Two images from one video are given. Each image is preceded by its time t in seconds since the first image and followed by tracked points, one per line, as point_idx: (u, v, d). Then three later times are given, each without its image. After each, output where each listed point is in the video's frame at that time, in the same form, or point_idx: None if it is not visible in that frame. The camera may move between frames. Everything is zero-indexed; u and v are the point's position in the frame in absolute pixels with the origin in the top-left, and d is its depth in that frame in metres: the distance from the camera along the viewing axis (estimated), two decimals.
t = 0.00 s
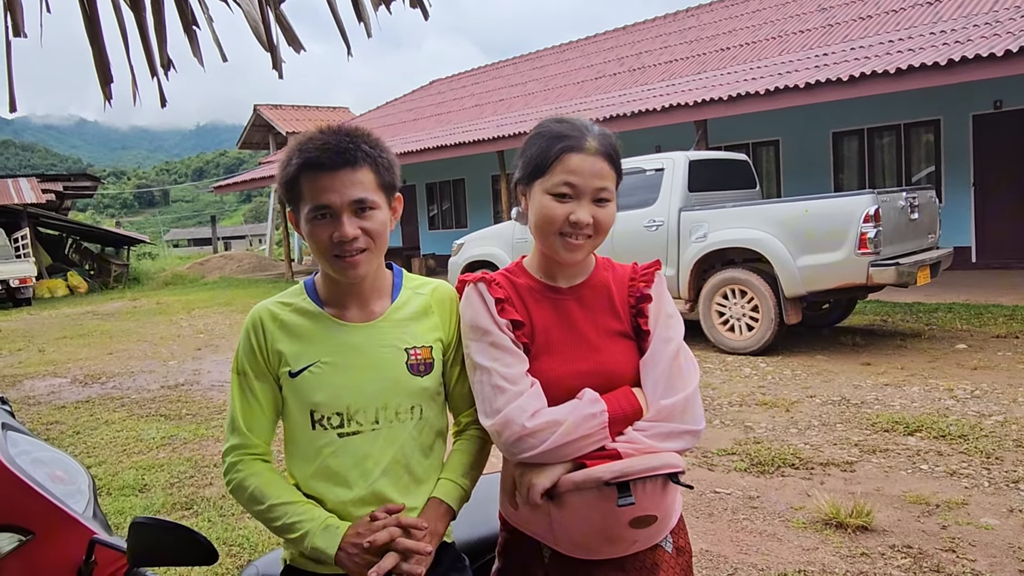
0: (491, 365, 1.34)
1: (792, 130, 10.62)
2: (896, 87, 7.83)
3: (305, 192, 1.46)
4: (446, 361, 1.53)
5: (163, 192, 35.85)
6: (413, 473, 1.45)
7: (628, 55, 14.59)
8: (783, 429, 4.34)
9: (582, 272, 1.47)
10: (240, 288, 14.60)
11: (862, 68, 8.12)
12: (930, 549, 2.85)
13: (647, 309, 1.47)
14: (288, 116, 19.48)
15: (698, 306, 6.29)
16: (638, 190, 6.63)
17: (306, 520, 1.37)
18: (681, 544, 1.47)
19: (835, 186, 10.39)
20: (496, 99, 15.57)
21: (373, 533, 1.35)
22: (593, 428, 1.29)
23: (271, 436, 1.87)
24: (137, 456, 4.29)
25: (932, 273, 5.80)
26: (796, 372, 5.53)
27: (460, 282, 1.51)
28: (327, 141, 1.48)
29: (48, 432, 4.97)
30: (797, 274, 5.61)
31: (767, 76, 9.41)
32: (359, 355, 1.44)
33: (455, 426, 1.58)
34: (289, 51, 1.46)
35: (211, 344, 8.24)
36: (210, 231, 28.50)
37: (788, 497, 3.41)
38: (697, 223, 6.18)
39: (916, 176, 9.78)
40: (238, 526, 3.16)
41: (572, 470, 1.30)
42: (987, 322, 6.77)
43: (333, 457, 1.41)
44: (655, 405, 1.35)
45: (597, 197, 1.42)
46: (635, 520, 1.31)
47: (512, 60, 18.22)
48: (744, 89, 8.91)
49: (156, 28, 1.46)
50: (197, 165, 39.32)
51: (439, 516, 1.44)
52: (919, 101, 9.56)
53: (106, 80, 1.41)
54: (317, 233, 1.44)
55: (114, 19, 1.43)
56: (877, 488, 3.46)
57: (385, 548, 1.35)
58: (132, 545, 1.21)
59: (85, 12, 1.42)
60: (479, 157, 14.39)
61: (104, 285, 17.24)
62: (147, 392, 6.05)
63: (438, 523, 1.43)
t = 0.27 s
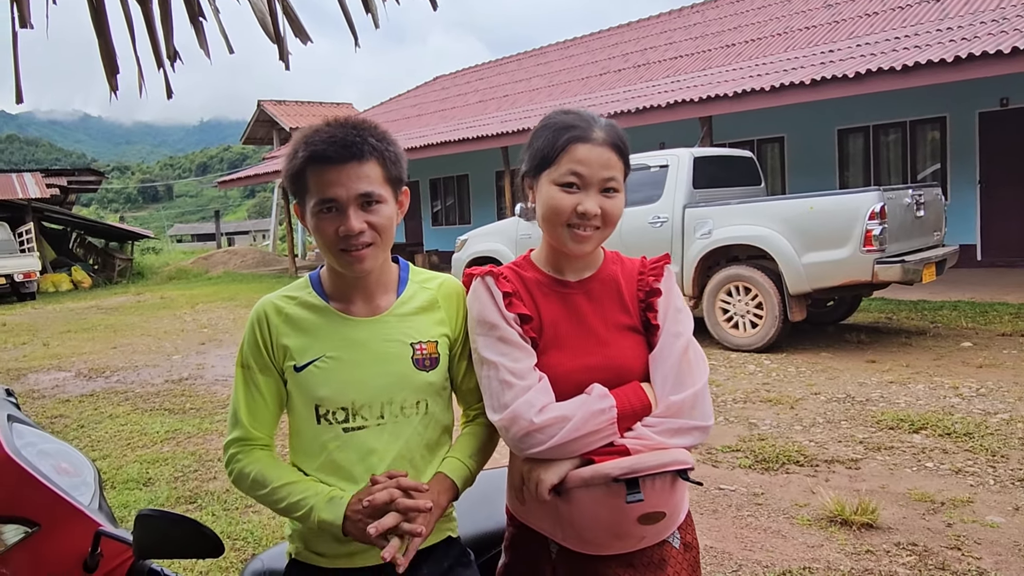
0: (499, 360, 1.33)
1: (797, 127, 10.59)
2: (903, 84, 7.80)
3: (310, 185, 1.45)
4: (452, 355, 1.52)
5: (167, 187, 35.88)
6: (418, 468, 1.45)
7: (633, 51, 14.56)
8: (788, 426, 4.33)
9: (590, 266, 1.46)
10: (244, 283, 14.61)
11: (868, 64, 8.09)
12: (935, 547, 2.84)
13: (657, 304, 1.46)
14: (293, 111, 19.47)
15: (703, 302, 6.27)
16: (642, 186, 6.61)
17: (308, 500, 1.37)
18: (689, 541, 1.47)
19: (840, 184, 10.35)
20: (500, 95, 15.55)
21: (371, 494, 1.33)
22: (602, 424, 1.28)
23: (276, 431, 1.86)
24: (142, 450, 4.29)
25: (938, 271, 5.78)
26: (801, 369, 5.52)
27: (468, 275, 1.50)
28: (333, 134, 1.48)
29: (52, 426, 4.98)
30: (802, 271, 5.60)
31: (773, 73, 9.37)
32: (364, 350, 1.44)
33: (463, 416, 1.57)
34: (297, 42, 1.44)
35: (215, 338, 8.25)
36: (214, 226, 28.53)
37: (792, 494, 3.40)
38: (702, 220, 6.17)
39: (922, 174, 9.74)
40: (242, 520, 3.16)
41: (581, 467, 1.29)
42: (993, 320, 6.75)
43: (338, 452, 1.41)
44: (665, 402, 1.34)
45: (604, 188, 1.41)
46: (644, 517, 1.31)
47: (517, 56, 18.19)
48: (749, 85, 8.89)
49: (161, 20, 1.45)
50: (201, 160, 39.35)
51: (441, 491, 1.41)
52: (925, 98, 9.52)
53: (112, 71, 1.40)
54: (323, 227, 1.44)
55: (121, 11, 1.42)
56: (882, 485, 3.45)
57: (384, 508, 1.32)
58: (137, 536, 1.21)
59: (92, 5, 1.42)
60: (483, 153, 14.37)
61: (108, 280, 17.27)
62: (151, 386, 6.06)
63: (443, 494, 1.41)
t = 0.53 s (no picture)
0: (508, 350, 1.32)
1: (802, 123, 10.55)
2: (909, 81, 7.76)
3: (318, 172, 1.44)
4: (460, 347, 1.51)
5: (169, 181, 35.88)
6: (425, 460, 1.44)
7: (637, 46, 14.51)
8: (791, 422, 4.32)
9: (600, 258, 1.45)
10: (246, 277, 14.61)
11: (873, 60, 8.05)
12: (940, 544, 2.82)
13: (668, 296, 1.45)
14: (296, 106, 19.44)
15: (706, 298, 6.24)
16: (647, 181, 6.59)
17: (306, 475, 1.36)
18: (698, 536, 1.45)
19: (844, 180, 10.32)
20: (504, 90, 15.51)
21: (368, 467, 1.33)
22: (612, 416, 1.27)
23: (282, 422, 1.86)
24: (144, 442, 4.29)
25: (942, 268, 5.76)
26: (805, 365, 5.50)
27: (477, 266, 1.48)
28: (342, 121, 1.46)
29: (55, 418, 4.97)
30: (806, 267, 5.58)
31: (778, 68, 9.34)
32: (372, 341, 1.42)
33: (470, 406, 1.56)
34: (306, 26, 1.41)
35: (218, 332, 8.25)
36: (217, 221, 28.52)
37: (796, 490, 3.39)
38: (706, 215, 6.15)
39: (926, 171, 9.71)
40: (245, 513, 3.16)
41: (590, 459, 1.28)
42: (997, 317, 6.73)
43: (345, 444, 1.40)
44: (677, 395, 1.33)
45: (615, 176, 1.40)
46: (654, 511, 1.30)
47: (520, 51, 18.15)
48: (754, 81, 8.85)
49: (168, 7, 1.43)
50: (203, 155, 39.36)
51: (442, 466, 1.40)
52: (930, 95, 9.49)
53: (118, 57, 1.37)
54: (331, 214, 1.42)
55: None
56: (887, 482, 3.44)
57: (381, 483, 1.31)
58: (143, 526, 1.20)
59: None
60: (486, 148, 14.35)
61: (111, 273, 17.27)
62: (154, 379, 6.06)
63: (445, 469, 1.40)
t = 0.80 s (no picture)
0: (513, 337, 1.31)
1: (804, 119, 10.53)
2: (911, 77, 7.74)
3: (318, 157, 1.42)
4: (465, 337, 1.49)
5: (169, 176, 35.82)
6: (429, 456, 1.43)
7: (638, 41, 14.47)
8: (793, 418, 4.31)
9: (608, 247, 1.44)
10: (245, 272, 14.59)
11: (876, 56, 8.02)
12: (942, 539, 2.82)
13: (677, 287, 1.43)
14: (296, 100, 19.40)
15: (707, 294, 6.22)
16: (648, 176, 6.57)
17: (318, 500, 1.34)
18: (704, 531, 1.44)
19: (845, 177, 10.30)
20: (504, 85, 15.48)
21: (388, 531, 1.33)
22: (617, 406, 1.26)
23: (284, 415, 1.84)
24: (144, 435, 4.28)
25: (944, 264, 5.74)
26: (805, 362, 5.49)
27: (484, 255, 1.47)
28: (342, 106, 1.45)
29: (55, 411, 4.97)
30: (807, 263, 5.56)
31: (780, 64, 9.31)
32: (376, 330, 1.41)
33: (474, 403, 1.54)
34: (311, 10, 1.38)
35: (217, 326, 8.23)
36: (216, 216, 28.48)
37: (798, 485, 3.38)
38: (707, 211, 6.14)
39: (928, 167, 9.68)
40: (245, 506, 3.15)
41: (595, 449, 1.27)
42: (998, 314, 6.71)
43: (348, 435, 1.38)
44: (683, 386, 1.31)
45: (623, 163, 1.38)
46: (659, 503, 1.28)
47: (521, 46, 18.10)
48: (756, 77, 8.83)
49: None
50: (203, 149, 39.29)
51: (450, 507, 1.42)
52: (932, 91, 9.46)
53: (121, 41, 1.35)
54: (331, 199, 1.41)
55: None
56: (888, 477, 3.43)
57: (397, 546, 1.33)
58: (144, 518, 1.19)
59: None
60: (486, 143, 14.31)
61: (110, 268, 17.25)
62: (154, 373, 6.05)
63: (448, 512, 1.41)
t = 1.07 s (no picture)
0: (511, 332, 1.30)
1: (801, 116, 10.53)
2: (909, 74, 7.73)
3: (309, 150, 1.41)
4: (463, 330, 1.48)
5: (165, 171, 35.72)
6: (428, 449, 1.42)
7: (636, 38, 14.44)
8: (790, 414, 4.31)
9: (609, 242, 1.43)
10: (242, 268, 14.56)
11: (874, 53, 8.02)
12: (940, 535, 2.82)
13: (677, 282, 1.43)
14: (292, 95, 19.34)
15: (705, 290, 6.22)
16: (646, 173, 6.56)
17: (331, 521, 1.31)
18: (705, 530, 1.43)
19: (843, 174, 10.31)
20: (502, 81, 15.44)
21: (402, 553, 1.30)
22: (616, 401, 1.25)
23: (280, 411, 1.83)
24: (140, 431, 4.27)
25: (941, 261, 5.75)
26: (803, 358, 5.49)
27: (482, 249, 1.47)
28: (333, 98, 1.44)
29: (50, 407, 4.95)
30: (805, 259, 5.56)
31: (778, 61, 9.30)
32: (374, 323, 1.40)
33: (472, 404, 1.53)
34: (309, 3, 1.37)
35: (214, 322, 8.21)
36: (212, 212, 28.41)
37: (795, 481, 3.38)
38: (705, 207, 6.13)
39: (925, 164, 9.69)
40: (242, 502, 3.14)
41: (594, 445, 1.26)
42: (995, 311, 6.72)
43: (346, 427, 1.37)
44: (683, 382, 1.31)
45: (627, 159, 1.37)
46: (658, 500, 1.27)
47: (519, 42, 18.06)
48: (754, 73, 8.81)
49: None
50: (200, 145, 39.20)
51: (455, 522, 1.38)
52: (930, 88, 9.46)
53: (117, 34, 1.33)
54: (324, 193, 1.40)
55: None
56: (886, 474, 3.43)
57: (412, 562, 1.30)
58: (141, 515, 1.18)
59: None
60: (483, 139, 14.29)
61: (106, 263, 17.20)
62: (150, 369, 6.03)
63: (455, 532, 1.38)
